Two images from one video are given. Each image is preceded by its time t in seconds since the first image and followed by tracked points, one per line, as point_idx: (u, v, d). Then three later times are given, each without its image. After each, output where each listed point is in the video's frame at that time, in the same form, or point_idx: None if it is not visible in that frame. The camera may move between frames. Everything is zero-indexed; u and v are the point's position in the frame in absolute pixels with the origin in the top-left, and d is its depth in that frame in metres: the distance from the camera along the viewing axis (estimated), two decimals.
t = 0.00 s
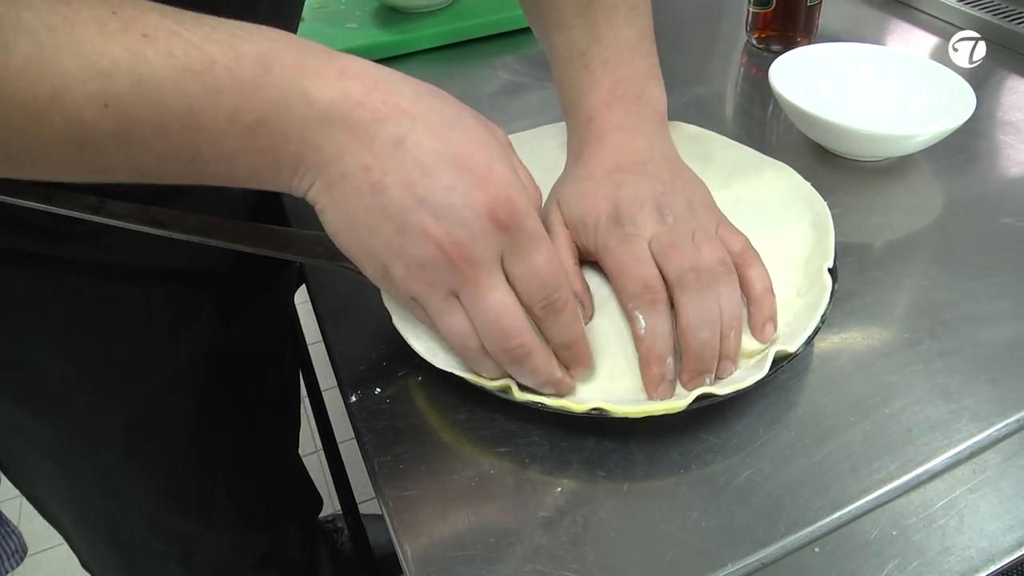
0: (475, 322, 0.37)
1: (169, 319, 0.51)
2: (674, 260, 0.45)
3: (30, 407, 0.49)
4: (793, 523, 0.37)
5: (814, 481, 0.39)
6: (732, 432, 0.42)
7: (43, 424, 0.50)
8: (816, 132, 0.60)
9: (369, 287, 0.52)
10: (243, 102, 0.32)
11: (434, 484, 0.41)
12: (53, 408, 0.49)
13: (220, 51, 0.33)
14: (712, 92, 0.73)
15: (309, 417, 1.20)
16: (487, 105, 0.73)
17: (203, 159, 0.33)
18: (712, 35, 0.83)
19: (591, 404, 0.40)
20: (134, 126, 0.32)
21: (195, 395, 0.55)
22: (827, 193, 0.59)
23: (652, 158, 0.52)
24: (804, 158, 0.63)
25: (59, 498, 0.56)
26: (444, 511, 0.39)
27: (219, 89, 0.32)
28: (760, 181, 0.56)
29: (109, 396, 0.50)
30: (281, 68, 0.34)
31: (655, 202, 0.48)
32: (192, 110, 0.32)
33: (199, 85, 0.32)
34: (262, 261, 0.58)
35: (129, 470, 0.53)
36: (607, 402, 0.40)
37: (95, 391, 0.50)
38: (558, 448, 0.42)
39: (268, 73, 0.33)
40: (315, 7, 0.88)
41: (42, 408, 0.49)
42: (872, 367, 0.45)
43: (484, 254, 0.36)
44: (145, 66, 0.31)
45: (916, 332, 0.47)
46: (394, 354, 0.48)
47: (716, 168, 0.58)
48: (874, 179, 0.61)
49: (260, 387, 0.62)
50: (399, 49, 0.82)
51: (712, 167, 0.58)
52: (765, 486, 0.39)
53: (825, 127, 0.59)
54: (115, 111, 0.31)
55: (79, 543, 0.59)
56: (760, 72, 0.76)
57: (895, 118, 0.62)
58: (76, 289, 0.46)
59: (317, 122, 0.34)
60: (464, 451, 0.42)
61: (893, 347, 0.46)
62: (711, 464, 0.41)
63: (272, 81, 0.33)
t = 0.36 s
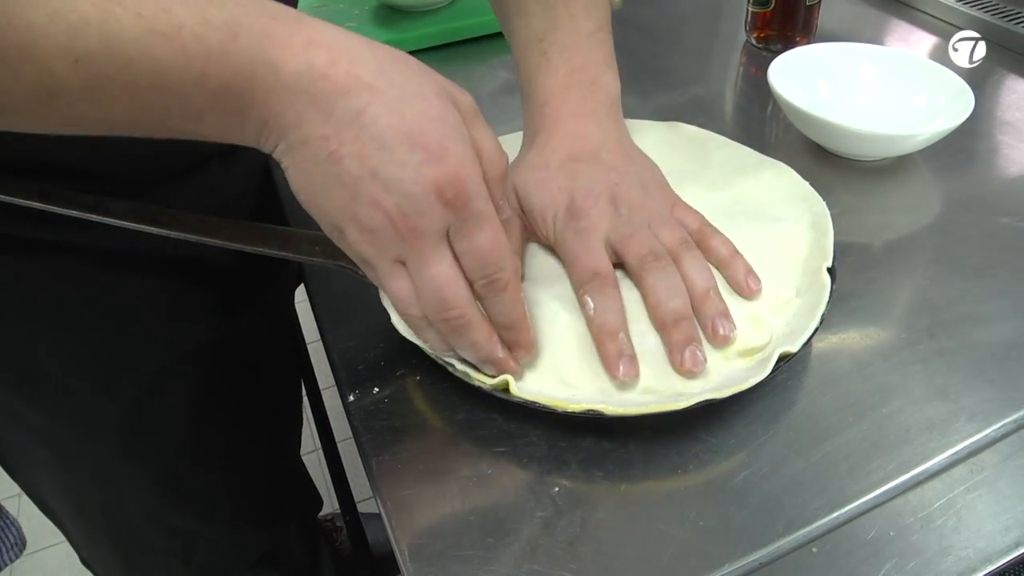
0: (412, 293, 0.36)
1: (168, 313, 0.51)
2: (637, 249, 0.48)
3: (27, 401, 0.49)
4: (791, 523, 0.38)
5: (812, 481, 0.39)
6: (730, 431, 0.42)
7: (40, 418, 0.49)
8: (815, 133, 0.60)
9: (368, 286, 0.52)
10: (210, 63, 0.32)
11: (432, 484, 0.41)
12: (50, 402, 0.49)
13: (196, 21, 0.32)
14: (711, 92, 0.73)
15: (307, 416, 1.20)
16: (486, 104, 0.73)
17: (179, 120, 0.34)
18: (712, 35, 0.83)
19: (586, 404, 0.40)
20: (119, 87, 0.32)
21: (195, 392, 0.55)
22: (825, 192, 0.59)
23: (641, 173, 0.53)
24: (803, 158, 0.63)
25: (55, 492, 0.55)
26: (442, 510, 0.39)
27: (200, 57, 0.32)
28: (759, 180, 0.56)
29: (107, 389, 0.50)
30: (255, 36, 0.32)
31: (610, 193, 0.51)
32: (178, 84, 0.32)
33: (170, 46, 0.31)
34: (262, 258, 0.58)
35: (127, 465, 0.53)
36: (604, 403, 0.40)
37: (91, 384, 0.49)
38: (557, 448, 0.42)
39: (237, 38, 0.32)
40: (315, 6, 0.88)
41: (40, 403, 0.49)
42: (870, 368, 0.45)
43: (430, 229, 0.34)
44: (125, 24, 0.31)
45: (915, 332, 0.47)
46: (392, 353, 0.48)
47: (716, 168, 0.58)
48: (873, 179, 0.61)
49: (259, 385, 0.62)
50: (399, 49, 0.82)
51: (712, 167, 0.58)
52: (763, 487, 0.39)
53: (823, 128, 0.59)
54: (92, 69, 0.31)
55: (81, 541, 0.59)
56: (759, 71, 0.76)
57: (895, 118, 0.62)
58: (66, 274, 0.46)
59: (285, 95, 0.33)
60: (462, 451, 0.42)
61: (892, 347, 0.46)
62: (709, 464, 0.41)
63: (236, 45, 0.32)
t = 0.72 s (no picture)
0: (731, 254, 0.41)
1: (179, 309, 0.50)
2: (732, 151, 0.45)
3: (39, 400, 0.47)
4: (789, 527, 0.37)
5: (810, 485, 0.39)
6: (728, 435, 0.42)
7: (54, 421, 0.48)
8: (815, 136, 0.60)
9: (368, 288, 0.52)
10: (260, 186, 0.28)
11: (431, 486, 0.41)
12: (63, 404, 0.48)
13: (254, 132, 0.27)
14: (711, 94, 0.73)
15: (306, 417, 1.20)
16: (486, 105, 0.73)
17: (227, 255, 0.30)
18: (711, 37, 0.83)
19: (586, 407, 0.40)
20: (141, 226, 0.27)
21: (203, 386, 0.54)
22: (825, 195, 0.60)
23: (697, 104, 0.50)
24: (802, 160, 0.63)
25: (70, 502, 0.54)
26: (441, 514, 0.39)
27: (260, 176, 0.27)
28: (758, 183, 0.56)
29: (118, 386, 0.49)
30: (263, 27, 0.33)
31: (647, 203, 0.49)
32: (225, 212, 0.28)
33: (216, 172, 0.27)
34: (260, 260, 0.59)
35: (143, 463, 0.52)
36: (603, 405, 0.40)
37: (105, 383, 0.48)
38: (556, 451, 0.42)
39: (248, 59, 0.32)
40: (315, 7, 0.88)
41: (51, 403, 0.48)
42: (869, 371, 0.45)
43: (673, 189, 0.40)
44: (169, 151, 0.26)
45: (913, 336, 0.47)
46: (390, 357, 0.48)
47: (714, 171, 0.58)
48: (872, 183, 0.61)
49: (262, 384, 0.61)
50: (398, 50, 0.82)
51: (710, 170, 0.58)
52: (761, 491, 0.39)
53: (823, 131, 0.59)
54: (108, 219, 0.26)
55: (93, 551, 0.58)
56: (759, 74, 0.76)
57: (895, 121, 0.62)
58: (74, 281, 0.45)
59: (368, 217, 0.30)
60: (462, 453, 0.42)
61: (892, 350, 0.46)
62: (708, 468, 0.41)
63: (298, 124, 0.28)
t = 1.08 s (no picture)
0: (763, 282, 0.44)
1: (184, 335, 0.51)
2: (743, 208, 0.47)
3: (57, 443, 0.46)
4: (787, 530, 0.38)
5: (807, 487, 0.40)
6: (726, 438, 0.43)
7: (71, 460, 0.47)
8: (812, 141, 0.60)
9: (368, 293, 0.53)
10: (319, 288, 0.29)
11: (432, 490, 0.41)
12: (79, 440, 0.47)
13: (330, 240, 0.28)
14: (709, 99, 0.73)
15: (305, 421, 1.20)
16: (484, 109, 0.74)
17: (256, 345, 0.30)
18: (709, 42, 0.84)
19: (584, 408, 0.40)
20: (190, 318, 0.27)
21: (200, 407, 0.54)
22: (822, 199, 0.60)
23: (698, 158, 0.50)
24: (800, 166, 0.64)
25: (77, 540, 0.52)
26: (442, 518, 0.40)
27: (323, 281, 0.29)
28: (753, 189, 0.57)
29: (126, 409, 0.49)
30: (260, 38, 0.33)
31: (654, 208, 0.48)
32: (277, 310, 0.29)
33: (284, 276, 0.28)
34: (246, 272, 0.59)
35: (149, 479, 0.51)
36: (601, 406, 0.41)
37: (112, 406, 0.48)
38: (554, 454, 0.43)
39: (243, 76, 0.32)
40: (314, 12, 0.88)
41: (68, 441, 0.47)
42: (866, 375, 0.46)
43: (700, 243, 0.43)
44: (255, 252, 0.27)
45: (910, 340, 0.48)
46: (390, 360, 0.48)
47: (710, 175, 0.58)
48: (869, 187, 0.61)
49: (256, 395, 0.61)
50: (397, 54, 0.82)
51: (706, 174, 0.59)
52: (759, 494, 0.40)
53: (820, 136, 0.59)
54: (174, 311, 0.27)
55: None
56: (756, 78, 0.77)
57: (891, 127, 0.63)
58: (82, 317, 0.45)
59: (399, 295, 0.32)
60: (462, 457, 0.43)
61: (888, 353, 0.47)
62: (706, 471, 0.41)
63: (369, 233, 0.29)
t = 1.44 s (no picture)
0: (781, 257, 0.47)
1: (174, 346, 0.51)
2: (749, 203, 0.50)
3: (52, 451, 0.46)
4: (786, 536, 0.38)
5: (805, 493, 0.40)
6: (725, 444, 0.43)
7: (72, 466, 0.46)
8: (811, 148, 0.61)
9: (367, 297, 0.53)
10: (382, 281, 0.29)
11: (433, 496, 0.41)
12: (76, 445, 0.46)
13: (388, 225, 0.28)
14: (707, 105, 0.74)
15: (304, 425, 1.20)
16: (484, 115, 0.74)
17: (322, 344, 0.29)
18: (707, 48, 0.84)
19: (583, 415, 0.40)
20: (252, 307, 0.27)
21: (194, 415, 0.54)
22: (820, 206, 0.60)
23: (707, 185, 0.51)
24: (798, 172, 0.64)
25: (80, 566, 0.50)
26: (440, 524, 0.40)
27: (387, 269, 0.28)
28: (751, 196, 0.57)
29: (122, 417, 0.49)
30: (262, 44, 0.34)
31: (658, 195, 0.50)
32: (341, 302, 0.28)
33: (351, 262, 0.28)
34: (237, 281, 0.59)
35: (146, 487, 0.51)
36: (599, 414, 0.41)
37: (109, 412, 0.48)
38: (554, 460, 0.43)
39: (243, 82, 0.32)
40: (314, 17, 0.89)
41: (67, 446, 0.46)
42: (864, 381, 0.46)
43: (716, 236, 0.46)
44: (319, 233, 0.27)
45: (908, 346, 0.48)
46: (390, 365, 0.49)
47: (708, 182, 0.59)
48: (867, 194, 0.62)
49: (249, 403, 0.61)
50: (396, 61, 0.82)
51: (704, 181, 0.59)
52: (758, 500, 0.40)
53: (818, 143, 0.59)
54: (235, 298, 0.26)
55: None
56: (755, 85, 0.77)
57: (889, 134, 0.63)
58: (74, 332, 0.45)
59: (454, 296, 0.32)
60: (462, 463, 0.43)
61: (886, 360, 0.47)
62: (704, 477, 0.41)
63: (425, 222, 0.30)
